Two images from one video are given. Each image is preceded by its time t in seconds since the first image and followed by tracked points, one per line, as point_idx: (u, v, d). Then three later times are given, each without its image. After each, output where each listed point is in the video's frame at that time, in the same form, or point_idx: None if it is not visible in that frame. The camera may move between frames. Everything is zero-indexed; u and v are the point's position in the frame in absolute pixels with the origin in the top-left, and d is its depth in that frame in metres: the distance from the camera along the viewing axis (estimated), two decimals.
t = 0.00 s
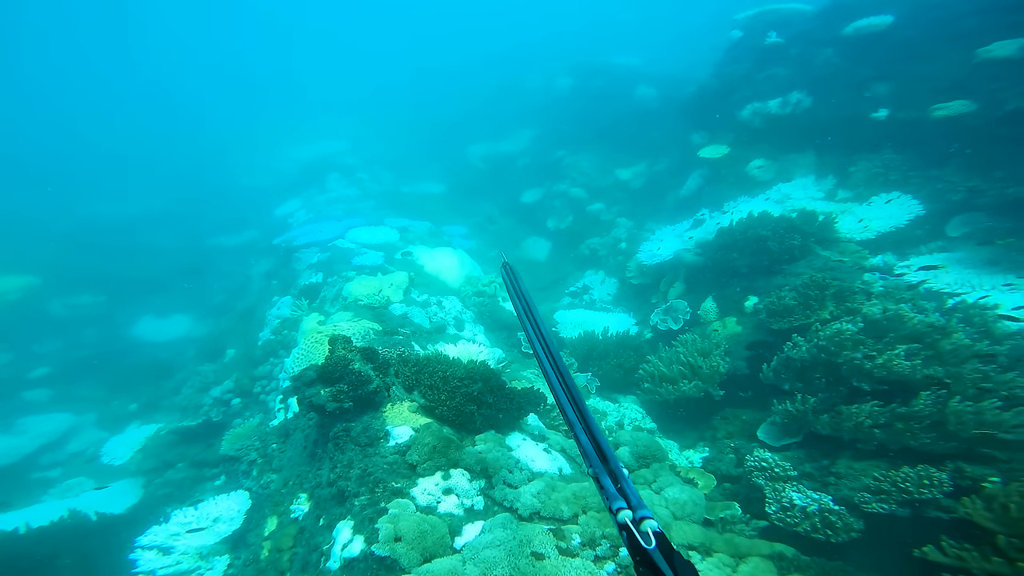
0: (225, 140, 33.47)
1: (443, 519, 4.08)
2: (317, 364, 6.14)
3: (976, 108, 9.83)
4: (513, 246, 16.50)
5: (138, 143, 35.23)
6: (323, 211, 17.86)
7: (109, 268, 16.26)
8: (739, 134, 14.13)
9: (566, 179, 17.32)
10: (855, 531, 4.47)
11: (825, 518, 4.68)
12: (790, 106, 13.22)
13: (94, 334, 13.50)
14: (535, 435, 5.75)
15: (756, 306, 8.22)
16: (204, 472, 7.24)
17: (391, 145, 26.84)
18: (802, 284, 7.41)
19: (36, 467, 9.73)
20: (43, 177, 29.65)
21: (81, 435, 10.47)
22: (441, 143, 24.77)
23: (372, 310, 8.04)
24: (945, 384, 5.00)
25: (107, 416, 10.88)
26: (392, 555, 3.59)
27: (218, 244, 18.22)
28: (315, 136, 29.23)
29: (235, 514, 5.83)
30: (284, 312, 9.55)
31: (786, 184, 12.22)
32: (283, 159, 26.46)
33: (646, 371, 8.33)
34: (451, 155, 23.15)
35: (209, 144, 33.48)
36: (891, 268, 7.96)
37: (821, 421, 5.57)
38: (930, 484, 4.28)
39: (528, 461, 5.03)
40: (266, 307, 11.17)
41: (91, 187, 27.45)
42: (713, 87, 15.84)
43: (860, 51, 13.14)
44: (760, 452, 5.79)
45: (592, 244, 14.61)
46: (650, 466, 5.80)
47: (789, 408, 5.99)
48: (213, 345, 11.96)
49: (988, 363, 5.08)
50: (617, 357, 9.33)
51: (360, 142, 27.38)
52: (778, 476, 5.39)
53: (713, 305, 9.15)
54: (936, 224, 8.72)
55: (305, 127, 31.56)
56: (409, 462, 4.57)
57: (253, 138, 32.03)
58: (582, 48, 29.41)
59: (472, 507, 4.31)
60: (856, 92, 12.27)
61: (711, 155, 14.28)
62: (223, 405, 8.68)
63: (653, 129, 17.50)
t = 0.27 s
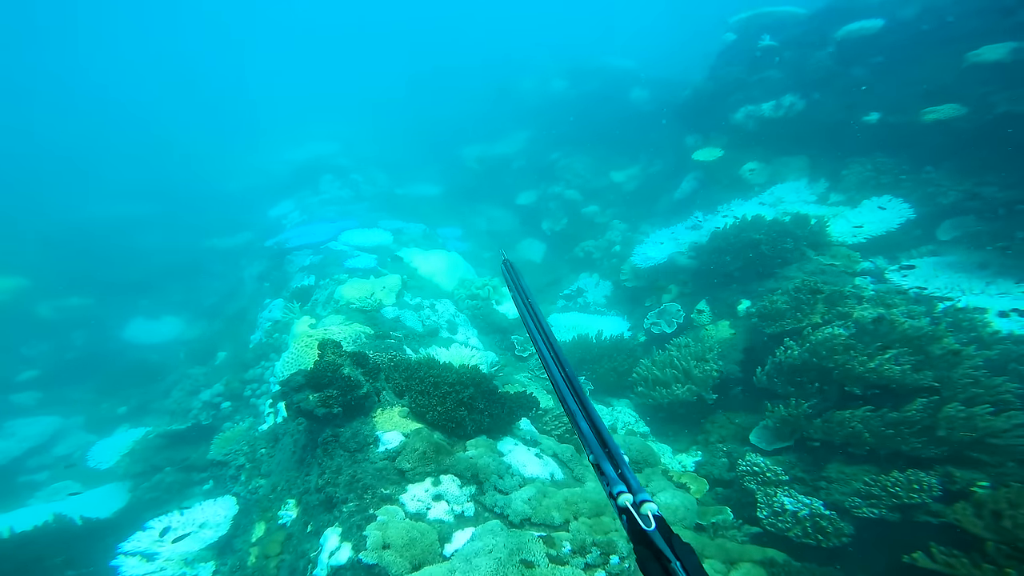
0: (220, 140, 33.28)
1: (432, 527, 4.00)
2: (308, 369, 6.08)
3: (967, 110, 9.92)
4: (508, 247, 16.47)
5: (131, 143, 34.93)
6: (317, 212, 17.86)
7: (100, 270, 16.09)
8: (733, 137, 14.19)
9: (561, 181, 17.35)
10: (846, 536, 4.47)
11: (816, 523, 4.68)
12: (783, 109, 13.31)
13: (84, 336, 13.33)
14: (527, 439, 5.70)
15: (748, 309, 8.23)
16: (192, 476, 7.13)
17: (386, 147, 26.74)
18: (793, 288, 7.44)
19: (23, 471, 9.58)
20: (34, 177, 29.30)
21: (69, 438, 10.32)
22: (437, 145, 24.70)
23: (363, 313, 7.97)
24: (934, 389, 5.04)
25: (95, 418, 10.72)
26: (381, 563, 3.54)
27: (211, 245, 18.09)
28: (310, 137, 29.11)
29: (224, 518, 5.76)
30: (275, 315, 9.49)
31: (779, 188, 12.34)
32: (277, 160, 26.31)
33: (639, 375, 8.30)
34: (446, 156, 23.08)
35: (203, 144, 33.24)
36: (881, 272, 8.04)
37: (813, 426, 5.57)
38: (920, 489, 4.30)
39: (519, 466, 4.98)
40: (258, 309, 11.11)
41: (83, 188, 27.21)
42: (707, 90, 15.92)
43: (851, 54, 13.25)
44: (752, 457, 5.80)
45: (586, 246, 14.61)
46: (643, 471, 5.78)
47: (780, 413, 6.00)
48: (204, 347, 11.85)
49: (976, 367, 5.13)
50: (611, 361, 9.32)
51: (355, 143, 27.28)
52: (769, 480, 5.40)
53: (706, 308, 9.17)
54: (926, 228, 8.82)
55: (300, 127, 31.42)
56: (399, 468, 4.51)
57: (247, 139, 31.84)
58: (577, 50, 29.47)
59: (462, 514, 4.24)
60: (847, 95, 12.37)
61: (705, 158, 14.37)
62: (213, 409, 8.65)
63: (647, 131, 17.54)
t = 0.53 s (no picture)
0: (216, 144, 33.21)
1: (425, 535, 3.99)
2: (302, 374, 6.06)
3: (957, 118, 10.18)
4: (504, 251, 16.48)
5: (124, 146, 34.69)
6: (311, 217, 17.98)
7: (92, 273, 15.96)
8: (728, 143, 14.25)
9: (558, 185, 17.41)
10: (837, 543, 4.49)
11: (808, 531, 4.70)
12: (777, 115, 13.47)
13: (74, 340, 13.19)
14: (519, 446, 5.66)
15: (742, 315, 8.27)
16: (183, 482, 7.02)
17: (381, 150, 26.71)
18: (786, 295, 7.46)
19: (12, 478, 9.48)
20: (26, 180, 29.07)
21: (58, 444, 10.18)
22: (432, 148, 24.65)
23: (354, 317, 7.93)
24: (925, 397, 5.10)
25: (84, 424, 10.57)
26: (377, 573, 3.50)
27: (205, 249, 18.04)
28: (305, 141, 29.11)
29: (212, 526, 5.71)
30: (267, 320, 9.56)
31: (774, 192, 12.43)
32: (272, 163, 26.24)
33: (633, 380, 8.29)
34: (442, 160, 23.06)
35: (198, 148, 33.11)
36: (871, 279, 8.12)
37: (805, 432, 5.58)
38: (911, 496, 4.34)
39: (511, 473, 4.96)
40: (250, 314, 11.13)
41: (76, 191, 27.05)
42: (702, 96, 16.03)
43: (842, 62, 13.42)
44: (745, 463, 5.81)
45: (582, 251, 14.59)
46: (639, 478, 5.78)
47: (772, 420, 6.02)
48: (196, 352, 11.77)
49: (965, 374, 5.20)
50: (604, 366, 9.30)
51: (351, 147, 27.28)
52: (762, 487, 5.42)
53: (700, 314, 9.19)
54: (916, 235, 8.97)
55: (297, 131, 31.38)
56: (391, 476, 4.48)
57: (243, 142, 31.82)
58: (573, 55, 29.63)
59: (454, 522, 4.22)
60: (838, 103, 12.54)
61: (700, 163, 14.43)
62: (203, 415, 8.50)
63: (641, 135, 17.65)
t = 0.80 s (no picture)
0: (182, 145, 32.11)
1: (378, 552, 3.82)
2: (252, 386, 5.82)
3: (873, 138, 10.78)
4: (475, 257, 16.45)
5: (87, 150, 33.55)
6: (272, 222, 17.61)
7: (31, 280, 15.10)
8: (689, 153, 14.86)
9: (529, 191, 17.57)
10: (771, 548, 4.69)
11: (748, 537, 4.87)
12: (731, 129, 14.00)
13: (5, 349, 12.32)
14: (484, 455, 5.60)
15: (703, 324, 8.51)
16: (92, 502, 6.30)
17: (348, 150, 26.08)
18: (741, 304, 7.64)
19: None
20: None
21: None
22: (401, 150, 24.20)
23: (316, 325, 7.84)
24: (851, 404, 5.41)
25: None
26: None
27: (156, 252, 17.24)
28: (273, 141, 28.40)
29: (120, 550, 5.19)
30: (219, 328, 9.41)
31: (734, 204, 12.91)
32: (234, 163, 25.32)
33: (600, 388, 8.31)
34: (413, 163, 22.67)
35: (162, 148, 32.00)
36: (814, 290, 8.70)
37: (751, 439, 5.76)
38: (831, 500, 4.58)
39: (473, 483, 4.89)
40: (200, 321, 10.84)
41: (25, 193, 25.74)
42: (662, 108, 16.63)
43: (784, 77, 14.09)
44: (699, 470, 5.85)
45: (554, 257, 14.76)
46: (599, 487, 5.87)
47: (723, 427, 6.16)
48: (135, 360, 11.11)
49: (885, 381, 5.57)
50: (570, 372, 9.47)
51: (318, 147, 26.62)
52: (712, 493, 5.51)
53: (665, 322, 9.47)
54: (851, 248, 9.58)
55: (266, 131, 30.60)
56: (345, 489, 4.33)
57: (209, 143, 30.83)
58: (545, 60, 29.97)
59: (410, 535, 4.07)
60: (783, 116, 13.15)
61: (665, 172, 14.92)
62: (132, 428, 8.20)
63: (603, 142, 18.01)
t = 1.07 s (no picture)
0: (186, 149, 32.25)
1: (384, 563, 3.78)
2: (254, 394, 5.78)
3: (880, 143, 10.84)
4: (477, 261, 16.42)
5: (90, 154, 33.83)
6: (275, 225, 17.65)
7: (36, 287, 15.15)
8: (692, 158, 14.87)
9: (531, 195, 17.58)
10: (783, 559, 4.61)
11: (758, 547, 4.79)
12: (735, 133, 14.12)
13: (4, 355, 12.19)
14: (489, 464, 5.55)
15: (707, 330, 8.52)
16: (97, 508, 6.27)
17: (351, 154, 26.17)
18: (748, 311, 7.61)
19: None
20: None
21: None
22: (405, 153, 24.31)
23: (322, 331, 7.83)
24: (861, 412, 5.35)
25: None
26: None
27: (159, 256, 17.26)
28: (275, 145, 28.48)
29: (127, 558, 5.17)
30: (223, 334, 9.39)
31: (736, 208, 12.89)
32: (237, 167, 25.42)
33: (604, 395, 8.30)
34: (416, 166, 22.73)
35: (162, 152, 32.11)
36: (821, 296, 8.67)
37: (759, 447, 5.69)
38: (843, 510, 4.50)
39: (479, 492, 4.82)
40: (203, 326, 10.84)
41: (28, 197, 25.78)
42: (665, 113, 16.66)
43: (789, 83, 14.15)
44: (706, 479, 5.81)
45: (556, 262, 14.76)
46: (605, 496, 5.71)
47: (730, 435, 6.09)
48: (139, 366, 11.11)
49: (894, 390, 5.53)
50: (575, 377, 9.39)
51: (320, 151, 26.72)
52: (720, 503, 5.44)
53: (669, 327, 9.42)
54: (858, 253, 9.54)
55: (268, 135, 30.65)
56: (350, 499, 4.27)
57: (212, 146, 30.91)
58: (547, 64, 30.10)
59: (416, 546, 4.03)
60: (787, 123, 13.23)
61: (669, 177, 14.89)
62: (136, 435, 8.12)
63: (606, 146, 18.03)
